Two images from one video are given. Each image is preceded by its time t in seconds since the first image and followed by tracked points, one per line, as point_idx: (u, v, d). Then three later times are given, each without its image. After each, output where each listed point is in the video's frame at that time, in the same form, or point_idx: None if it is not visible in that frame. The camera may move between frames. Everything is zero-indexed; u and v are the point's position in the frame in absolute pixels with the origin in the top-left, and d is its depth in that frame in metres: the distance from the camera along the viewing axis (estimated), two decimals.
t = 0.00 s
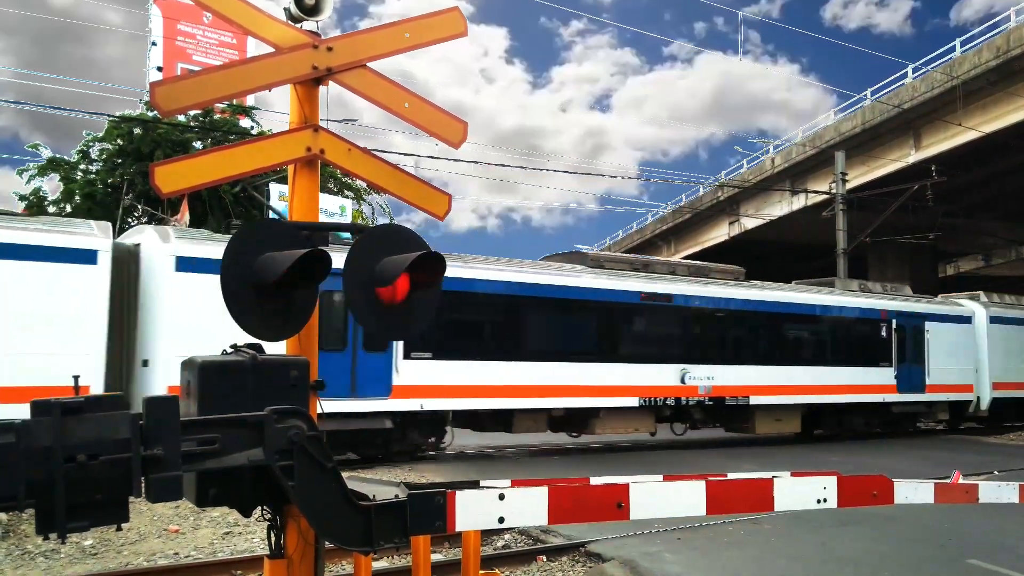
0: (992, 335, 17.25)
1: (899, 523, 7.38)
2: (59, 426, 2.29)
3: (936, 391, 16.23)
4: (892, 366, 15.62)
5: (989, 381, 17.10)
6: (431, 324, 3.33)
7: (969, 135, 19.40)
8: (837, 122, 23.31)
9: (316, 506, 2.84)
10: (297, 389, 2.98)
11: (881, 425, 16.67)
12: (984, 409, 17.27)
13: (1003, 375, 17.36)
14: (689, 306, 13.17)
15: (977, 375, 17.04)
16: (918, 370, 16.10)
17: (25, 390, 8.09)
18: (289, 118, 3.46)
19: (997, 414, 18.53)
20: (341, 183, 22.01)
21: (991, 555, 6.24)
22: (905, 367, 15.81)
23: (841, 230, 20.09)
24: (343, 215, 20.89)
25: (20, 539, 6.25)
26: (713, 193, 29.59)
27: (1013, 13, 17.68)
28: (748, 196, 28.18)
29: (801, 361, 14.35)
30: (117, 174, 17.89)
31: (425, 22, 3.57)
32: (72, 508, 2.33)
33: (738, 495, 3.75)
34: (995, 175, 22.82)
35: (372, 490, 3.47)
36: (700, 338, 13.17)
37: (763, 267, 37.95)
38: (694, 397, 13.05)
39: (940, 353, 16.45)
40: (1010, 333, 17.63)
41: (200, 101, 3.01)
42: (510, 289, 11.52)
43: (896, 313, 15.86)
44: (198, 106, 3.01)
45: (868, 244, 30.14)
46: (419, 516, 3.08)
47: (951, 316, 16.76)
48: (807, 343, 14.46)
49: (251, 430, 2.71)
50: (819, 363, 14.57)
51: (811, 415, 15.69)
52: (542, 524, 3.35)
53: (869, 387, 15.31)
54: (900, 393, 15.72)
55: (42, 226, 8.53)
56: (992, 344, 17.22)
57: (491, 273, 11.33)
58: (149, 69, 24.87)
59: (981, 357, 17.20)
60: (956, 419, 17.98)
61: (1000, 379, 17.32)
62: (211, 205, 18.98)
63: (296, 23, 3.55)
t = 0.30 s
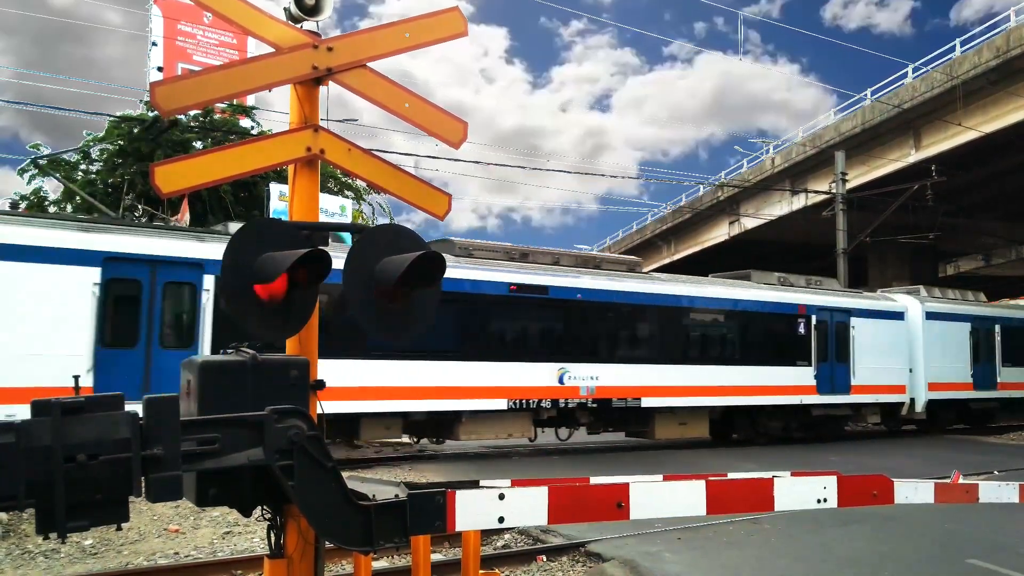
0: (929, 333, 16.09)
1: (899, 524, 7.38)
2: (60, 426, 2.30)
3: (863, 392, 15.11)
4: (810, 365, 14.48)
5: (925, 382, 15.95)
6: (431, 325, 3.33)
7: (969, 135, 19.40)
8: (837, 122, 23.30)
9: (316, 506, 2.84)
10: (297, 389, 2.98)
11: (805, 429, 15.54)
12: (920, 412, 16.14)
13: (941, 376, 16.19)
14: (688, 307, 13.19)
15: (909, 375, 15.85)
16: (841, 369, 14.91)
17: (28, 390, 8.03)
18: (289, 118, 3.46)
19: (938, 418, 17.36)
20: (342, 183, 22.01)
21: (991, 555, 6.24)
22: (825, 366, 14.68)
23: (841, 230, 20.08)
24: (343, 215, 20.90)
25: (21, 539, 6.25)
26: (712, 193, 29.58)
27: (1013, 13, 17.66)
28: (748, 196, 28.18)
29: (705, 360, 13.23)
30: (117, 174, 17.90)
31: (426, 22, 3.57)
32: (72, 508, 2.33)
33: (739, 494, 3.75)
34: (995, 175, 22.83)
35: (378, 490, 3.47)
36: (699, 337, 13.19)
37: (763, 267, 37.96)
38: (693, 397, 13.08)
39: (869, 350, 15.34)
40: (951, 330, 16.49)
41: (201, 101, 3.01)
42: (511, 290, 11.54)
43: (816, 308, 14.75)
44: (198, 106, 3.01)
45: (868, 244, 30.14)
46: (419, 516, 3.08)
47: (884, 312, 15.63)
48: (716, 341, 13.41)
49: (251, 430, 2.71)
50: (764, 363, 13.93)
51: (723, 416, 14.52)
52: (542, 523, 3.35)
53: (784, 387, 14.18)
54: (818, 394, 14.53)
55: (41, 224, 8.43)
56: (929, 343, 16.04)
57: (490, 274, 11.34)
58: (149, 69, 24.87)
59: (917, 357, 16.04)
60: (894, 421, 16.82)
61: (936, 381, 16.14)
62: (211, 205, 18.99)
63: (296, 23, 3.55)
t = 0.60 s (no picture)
0: (853, 329, 15.01)
1: (899, 523, 7.39)
2: (60, 426, 2.30)
3: (777, 392, 13.95)
4: (713, 363, 13.28)
5: (849, 382, 14.91)
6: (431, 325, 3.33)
7: (968, 135, 19.42)
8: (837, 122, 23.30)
9: (316, 505, 2.85)
10: (297, 389, 2.98)
11: (713, 434, 14.33)
12: (843, 414, 15.03)
13: (866, 375, 15.11)
14: (688, 306, 13.22)
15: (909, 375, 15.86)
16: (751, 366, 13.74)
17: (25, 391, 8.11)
18: (289, 118, 3.46)
19: (867, 420, 16.25)
20: (342, 183, 22.00)
21: (992, 555, 6.24)
22: (731, 364, 13.47)
23: (841, 230, 20.09)
24: (343, 215, 20.90)
25: (21, 539, 6.25)
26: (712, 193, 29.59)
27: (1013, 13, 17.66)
28: (748, 196, 28.18)
29: (598, 358, 12.16)
30: (118, 174, 17.90)
31: (426, 22, 3.57)
32: (72, 508, 2.33)
33: (739, 494, 3.75)
34: (994, 175, 22.85)
35: (380, 489, 3.47)
36: (699, 337, 13.19)
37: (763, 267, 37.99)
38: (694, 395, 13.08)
39: (787, 347, 14.19)
40: (880, 327, 15.43)
41: (201, 100, 3.01)
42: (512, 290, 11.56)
43: (720, 300, 13.58)
44: (198, 106, 3.01)
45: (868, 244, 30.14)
46: (419, 516, 3.08)
47: (804, 306, 14.48)
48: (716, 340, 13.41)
49: (251, 430, 2.72)
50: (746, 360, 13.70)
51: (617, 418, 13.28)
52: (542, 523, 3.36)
53: (712, 387, 13.27)
54: (722, 393, 13.33)
55: (40, 224, 8.42)
56: (852, 339, 14.97)
57: (491, 273, 11.36)
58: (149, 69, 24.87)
59: (840, 354, 15.02)
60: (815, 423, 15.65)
61: (860, 381, 15.06)
62: (210, 205, 19.00)
63: (297, 23, 3.55)
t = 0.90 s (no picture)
0: (766, 325, 14.14)
1: (900, 524, 7.38)
2: (61, 426, 2.30)
3: (677, 391, 12.94)
4: (600, 359, 12.26)
5: (761, 382, 14.00)
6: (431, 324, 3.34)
7: (968, 135, 19.43)
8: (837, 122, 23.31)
9: (317, 505, 2.85)
10: (296, 389, 2.98)
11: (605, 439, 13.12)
12: (758, 417, 14.06)
13: (780, 374, 14.19)
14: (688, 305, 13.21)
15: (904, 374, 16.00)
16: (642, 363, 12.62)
17: (25, 390, 8.10)
18: (289, 117, 3.46)
19: (787, 424, 15.26)
20: (342, 183, 22.00)
21: (992, 555, 6.25)
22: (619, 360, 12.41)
23: (841, 229, 20.09)
24: (343, 215, 20.91)
25: (21, 539, 6.25)
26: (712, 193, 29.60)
27: (1013, 13, 17.66)
28: (748, 196, 28.19)
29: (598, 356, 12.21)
30: (118, 174, 17.90)
31: (427, 22, 3.57)
32: (73, 508, 2.34)
33: (739, 493, 3.76)
34: (994, 175, 22.86)
35: (381, 489, 3.47)
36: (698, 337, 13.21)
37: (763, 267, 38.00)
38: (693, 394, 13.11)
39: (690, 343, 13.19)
40: (799, 323, 14.52)
41: (201, 100, 3.01)
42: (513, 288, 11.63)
43: (643, 294, 12.84)
44: (199, 106, 3.01)
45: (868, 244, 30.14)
46: (419, 516, 3.08)
47: (715, 298, 13.49)
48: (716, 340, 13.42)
49: (251, 429, 2.72)
50: (705, 356, 13.25)
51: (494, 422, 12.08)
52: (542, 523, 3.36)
53: (712, 386, 13.31)
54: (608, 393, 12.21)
55: (42, 223, 8.44)
56: (765, 337, 14.09)
57: (491, 273, 11.39)
58: (149, 69, 24.89)
59: (753, 353, 14.15)
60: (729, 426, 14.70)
61: (775, 381, 14.14)
62: (211, 205, 19.00)
63: (297, 22, 3.55)
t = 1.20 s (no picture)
0: (649, 319, 12.61)
1: (900, 523, 7.39)
2: (61, 426, 2.31)
3: (535, 394, 11.47)
4: (544, 359, 11.58)
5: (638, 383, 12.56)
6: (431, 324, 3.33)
7: (969, 135, 19.43)
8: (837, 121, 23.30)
9: (316, 505, 2.85)
10: (297, 389, 2.99)
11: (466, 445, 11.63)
12: (637, 421, 12.55)
13: (664, 373, 12.67)
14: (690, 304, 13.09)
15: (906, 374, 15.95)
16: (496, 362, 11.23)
17: (24, 392, 8.10)
18: (289, 118, 3.47)
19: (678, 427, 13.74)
20: (342, 183, 22.00)
21: (992, 555, 6.25)
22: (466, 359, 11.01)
23: (841, 229, 20.10)
24: (343, 215, 20.91)
25: (21, 539, 6.25)
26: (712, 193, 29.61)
27: (1013, 13, 17.66)
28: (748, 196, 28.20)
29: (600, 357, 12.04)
30: (118, 174, 17.91)
31: (426, 22, 3.58)
32: (73, 507, 2.34)
33: (739, 493, 3.76)
34: (994, 175, 22.88)
35: (380, 489, 3.47)
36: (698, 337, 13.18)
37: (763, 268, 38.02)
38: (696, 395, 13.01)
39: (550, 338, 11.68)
40: (728, 320, 13.54)
41: (201, 101, 3.01)
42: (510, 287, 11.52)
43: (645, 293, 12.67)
44: (199, 106, 3.01)
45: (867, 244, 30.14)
46: (419, 516, 3.09)
47: (587, 291, 12.08)
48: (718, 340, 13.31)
49: (251, 429, 2.72)
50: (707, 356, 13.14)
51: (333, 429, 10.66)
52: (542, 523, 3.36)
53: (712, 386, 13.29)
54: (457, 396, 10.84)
55: (41, 225, 8.42)
56: (646, 330, 12.57)
57: (490, 273, 11.31)
58: (150, 69, 24.91)
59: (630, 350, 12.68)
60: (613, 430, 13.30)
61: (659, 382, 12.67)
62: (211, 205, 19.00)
63: (297, 23, 3.56)
